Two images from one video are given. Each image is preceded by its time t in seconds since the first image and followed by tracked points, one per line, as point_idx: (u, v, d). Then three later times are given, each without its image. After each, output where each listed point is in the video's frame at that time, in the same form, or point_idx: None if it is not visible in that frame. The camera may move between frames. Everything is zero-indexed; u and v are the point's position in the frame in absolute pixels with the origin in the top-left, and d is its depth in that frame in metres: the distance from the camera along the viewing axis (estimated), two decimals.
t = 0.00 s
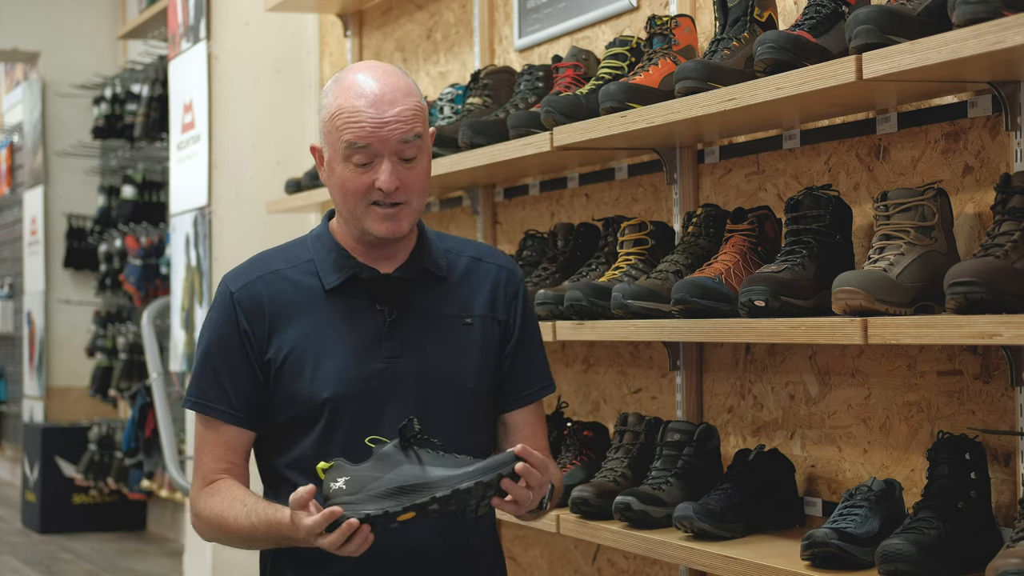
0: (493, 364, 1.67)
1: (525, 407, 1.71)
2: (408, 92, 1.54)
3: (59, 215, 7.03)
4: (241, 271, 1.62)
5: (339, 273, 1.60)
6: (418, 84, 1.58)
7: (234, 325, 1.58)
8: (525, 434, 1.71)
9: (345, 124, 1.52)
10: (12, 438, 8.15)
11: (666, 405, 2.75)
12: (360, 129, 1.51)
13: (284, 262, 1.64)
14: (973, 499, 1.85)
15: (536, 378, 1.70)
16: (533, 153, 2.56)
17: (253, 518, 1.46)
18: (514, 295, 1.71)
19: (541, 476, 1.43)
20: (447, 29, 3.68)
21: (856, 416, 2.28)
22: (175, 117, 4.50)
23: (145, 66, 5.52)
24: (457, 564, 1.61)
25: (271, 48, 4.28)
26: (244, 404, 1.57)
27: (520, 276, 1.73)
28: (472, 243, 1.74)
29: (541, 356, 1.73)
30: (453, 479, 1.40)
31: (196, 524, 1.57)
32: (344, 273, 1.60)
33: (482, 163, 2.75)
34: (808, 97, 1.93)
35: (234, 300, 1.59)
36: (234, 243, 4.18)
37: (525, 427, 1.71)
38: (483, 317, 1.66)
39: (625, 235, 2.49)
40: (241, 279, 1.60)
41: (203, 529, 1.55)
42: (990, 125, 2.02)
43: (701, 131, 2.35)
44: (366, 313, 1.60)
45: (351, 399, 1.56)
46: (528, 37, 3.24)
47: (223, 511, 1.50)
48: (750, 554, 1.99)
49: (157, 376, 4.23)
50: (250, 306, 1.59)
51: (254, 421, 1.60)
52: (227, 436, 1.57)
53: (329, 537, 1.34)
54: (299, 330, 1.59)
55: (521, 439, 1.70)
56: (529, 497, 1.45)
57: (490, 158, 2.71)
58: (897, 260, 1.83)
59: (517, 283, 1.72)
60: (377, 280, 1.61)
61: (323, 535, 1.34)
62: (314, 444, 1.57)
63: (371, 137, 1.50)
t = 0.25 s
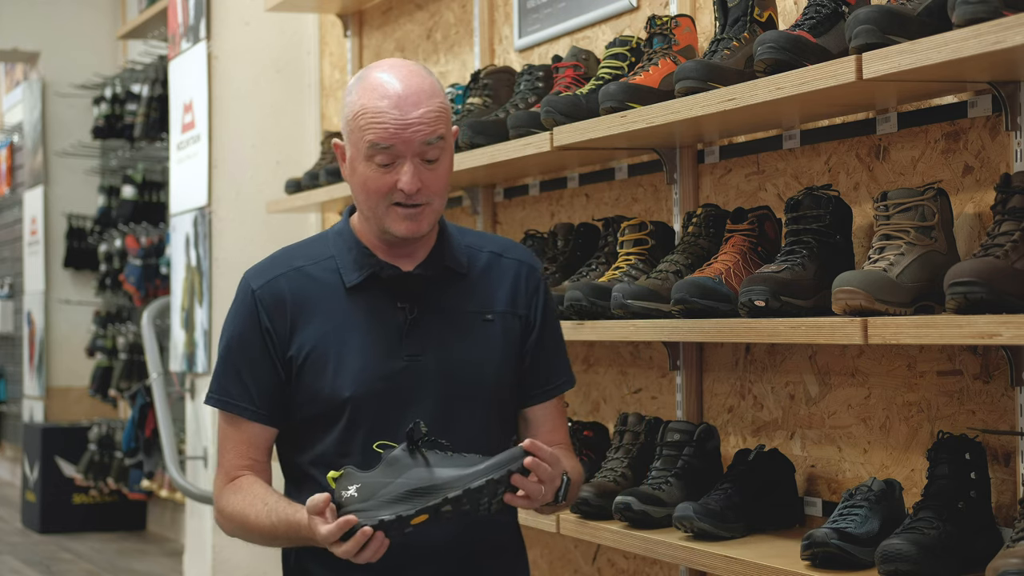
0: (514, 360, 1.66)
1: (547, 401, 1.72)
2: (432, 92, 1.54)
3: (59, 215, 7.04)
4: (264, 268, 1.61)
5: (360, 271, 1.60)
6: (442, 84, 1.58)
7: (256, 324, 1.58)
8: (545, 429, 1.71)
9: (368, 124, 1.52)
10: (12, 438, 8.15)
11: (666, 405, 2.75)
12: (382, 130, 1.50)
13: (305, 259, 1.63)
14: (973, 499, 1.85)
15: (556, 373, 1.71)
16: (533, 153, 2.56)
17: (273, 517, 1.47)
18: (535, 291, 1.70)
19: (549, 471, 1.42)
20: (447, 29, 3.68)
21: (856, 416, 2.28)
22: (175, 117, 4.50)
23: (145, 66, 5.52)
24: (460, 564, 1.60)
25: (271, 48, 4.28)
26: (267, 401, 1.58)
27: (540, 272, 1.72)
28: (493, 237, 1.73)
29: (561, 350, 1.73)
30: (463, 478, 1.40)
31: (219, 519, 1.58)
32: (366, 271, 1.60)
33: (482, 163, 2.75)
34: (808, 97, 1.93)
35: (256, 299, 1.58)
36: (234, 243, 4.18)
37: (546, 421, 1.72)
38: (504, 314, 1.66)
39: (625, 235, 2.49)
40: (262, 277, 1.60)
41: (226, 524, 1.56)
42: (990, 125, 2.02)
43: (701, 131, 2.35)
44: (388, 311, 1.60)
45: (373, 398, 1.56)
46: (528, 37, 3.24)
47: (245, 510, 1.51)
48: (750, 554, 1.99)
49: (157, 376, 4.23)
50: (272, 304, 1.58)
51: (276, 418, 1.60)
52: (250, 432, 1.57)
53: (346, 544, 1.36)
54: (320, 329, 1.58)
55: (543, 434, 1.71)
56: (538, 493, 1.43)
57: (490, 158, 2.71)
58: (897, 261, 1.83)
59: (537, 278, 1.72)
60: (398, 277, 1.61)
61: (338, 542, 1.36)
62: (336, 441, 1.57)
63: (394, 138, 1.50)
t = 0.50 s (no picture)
0: (538, 359, 1.65)
1: (573, 399, 1.70)
2: (450, 94, 1.53)
3: (59, 215, 7.03)
4: (286, 265, 1.62)
5: (381, 269, 1.60)
6: (463, 84, 1.57)
7: (278, 321, 1.59)
8: (572, 426, 1.70)
9: (385, 126, 1.51)
10: (12, 438, 8.15)
11: (666, 405, 2.75)
12: (399, 132, 1.50)
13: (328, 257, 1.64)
14: (973, 499, 1.85)
15: (582, 371, 1.70)
16: (533, 153, 2.56)
17: (294, 512, 1.48)
18: (560, 289, 1.69)
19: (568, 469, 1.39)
20: (447, 29, 3.68)
21: (856, 416, 2.28)
22: (175, 117, 4.50)
23: (145, 66, 5.52)
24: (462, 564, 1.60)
25: (270, 48, 4.28)
26: (288, 398, 1.59)
27: (565, 269, 1.71)
28: (518, 234, 1.73)
29: (588, 349, 1.71)
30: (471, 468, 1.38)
31: (242, 513, 1.60)
32: (387, 269, 1.60)
33: (482, 163, 2.75)
34: (809, 97, 1.93)
35: (278, 296, 1.59)
36: (234, 243, 4.18)
37: (571, 418, 1.71)
38: (527, 312, 1.65)
39: (625, 235, 2.49)
40: (284, 275, 1.61)
41: (248, 518, 1.58)
42: (990, 125, 2.02)
43: (701, 131, 2.36)
44: (409, 310, 1.60)
45: (393, 396, 1.56)
46: (528, 37, 3.24)
47: (268, 504, 1.53)
48: (750, 554, 1.99)
49: (157, 376, 4.23)
50: (293, 301, 1.59)
51: (298, 415, 1.61)
52: (272, 428, 1.58)
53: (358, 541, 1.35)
54: (341, 326, 1.59)
55: (569, 432, 1.70)
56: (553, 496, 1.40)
57: (490, 158, 2.71)
58: (897, 261, 1.83)
59: (562, 276, 1.71)
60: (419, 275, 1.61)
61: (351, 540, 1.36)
62: (356, 439, 1.57)
63: (411, 140, 1.50)
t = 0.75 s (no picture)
0: (556, 363, 1.64)
1: (594, 402, 1.68)
2: (460, 97, 1.52)
3: (59, 215, 7.03)
4: (305, 264, 1.64)
5: (398, 268, 1.61)
6: (476, 84, 1.56)
7: (295, 319, 1.61)
8: (592, 430, 1.69)
9: (395, 129, 1.51)
10: (12, 438, 8.16)
11: (666, 405, 2.75)
12: (408, 135, 1.50)
13: (347, 256, 1.65)
14: (973, 499, 1.85)
15: (604, 375, 1.68)
16: (533, 153, 2.56)
17: (301, 505, 1.50)
18: (580, 292, 1.67)
19: (579, 489, 1.45)
20: (447, 29, 3.68)
21: (856, 416, 2.28)
22: (175, 117, 4.49)
23: (145, 66, 5.52)
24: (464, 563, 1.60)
25: (270, 48, 4.28)
26: (306, 396, 1.60)
27: (587, 272, 1.69)
28: (540, 235, 1.71)
29: (611, 353, 1.69)
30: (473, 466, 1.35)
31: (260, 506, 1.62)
32: (403, 269, 1.61)
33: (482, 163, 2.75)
34: (809, 97, 1.92)
35: (296, 294, 1.61)
36: (234, 243, 4.18)
37: (592, 421, 1.69)
38: (545, 314, 1.64)
39: (625, 235, 2.49)
40: (303, 273, 1.63)
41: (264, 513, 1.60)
42: (990, 125, 2.02)
43: (701, 131, 2.35)
44: (423, 310, 1.60)
45: (405, 396, 1.56)
46: (528, 37, 3.24)
47: (277, 497, 1.54)
48: (750, 554, 1.99)
49: (157, 376, 4.23)
50: (310, 300, 1.61)
51: (315, 412, 1.62)
52: (289, 425, 1.61)
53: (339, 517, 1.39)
54: (357, 326, 1.60)
55: (589, 436, 1.69)
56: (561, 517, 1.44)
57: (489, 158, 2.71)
58: (897, 261, 1.83)
59: (584, 279, 1.68)
60: (436, 276, 1.61)
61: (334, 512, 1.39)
62: (369, 439, 1.58)
63: (419, 143, 1.50)
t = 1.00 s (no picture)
0: (568, 365, 1.63)
1: (608, 404, 1.67)
2: (469, 100, 1.52)
3: (59, 215, 7.04)
4: (318, 264, 1.64)
5: (409, 270, 1.61)
6: (486, 87, 1.55)
7: (307, 319, 1.61)
8: (605, 433, 1.68)
9: (403, 131, 1.51)
10: (12, 438, 8.16)
11: (666, 405, 2.75)
12: (415, 137, 1.50)
13: (359, 256, 1.65)
14: (973, 499, 1.85)
15: (618, 377, 1.66)
16: (533, 153, 2.56)
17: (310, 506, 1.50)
18: (594, 295, 1.66)
19: (587, 494, 1.44)
20: (447, 29, 3.68)
21: (856, 416, 2.28)
22: (175, 117, 4.49)
23: (145, 66, 5.52)
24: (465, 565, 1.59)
25: (270, 48, 4.28)
26: (317, 396, 1.60)
27: (600, 275, 1.67)
28: (554, 236, 1.70)
29: (625, 355, 1.68)
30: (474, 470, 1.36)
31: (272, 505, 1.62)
32: (414, 270, 1.60)
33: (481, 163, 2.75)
34: (809, 97, 1.93)
35: (307, 294, 1.61)
36: (234, 243, 4.19)
37: (605, 424, 1.68)
38: (557, 317, 1.63)
39: (625, 235, 2.49)
40: (315, 273, 1.63)
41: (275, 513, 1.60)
42: (990, 125, 2.02)
43: (701, 131, 2.36)
44: (434, 312, 1.59)
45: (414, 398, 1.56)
46: (528, 37, 3.24)
47: (287, 498, 1.54)
48: (750, 554, 1.99)
49: (157, 376, 4.23)
50: (322, 300, 1.61)
51: (327, 412, 1.62)
52: (300, 425, 1.61)
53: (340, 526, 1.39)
54: (367, 326, 1.60)
55: (602, 439, 1.68)
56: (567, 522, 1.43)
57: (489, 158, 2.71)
58: (897, 261, 1.83)
59: (597, 281, 1.67)
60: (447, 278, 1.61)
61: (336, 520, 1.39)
62: (380, 440, 1.58)
63: (426, 146, 1.50)
